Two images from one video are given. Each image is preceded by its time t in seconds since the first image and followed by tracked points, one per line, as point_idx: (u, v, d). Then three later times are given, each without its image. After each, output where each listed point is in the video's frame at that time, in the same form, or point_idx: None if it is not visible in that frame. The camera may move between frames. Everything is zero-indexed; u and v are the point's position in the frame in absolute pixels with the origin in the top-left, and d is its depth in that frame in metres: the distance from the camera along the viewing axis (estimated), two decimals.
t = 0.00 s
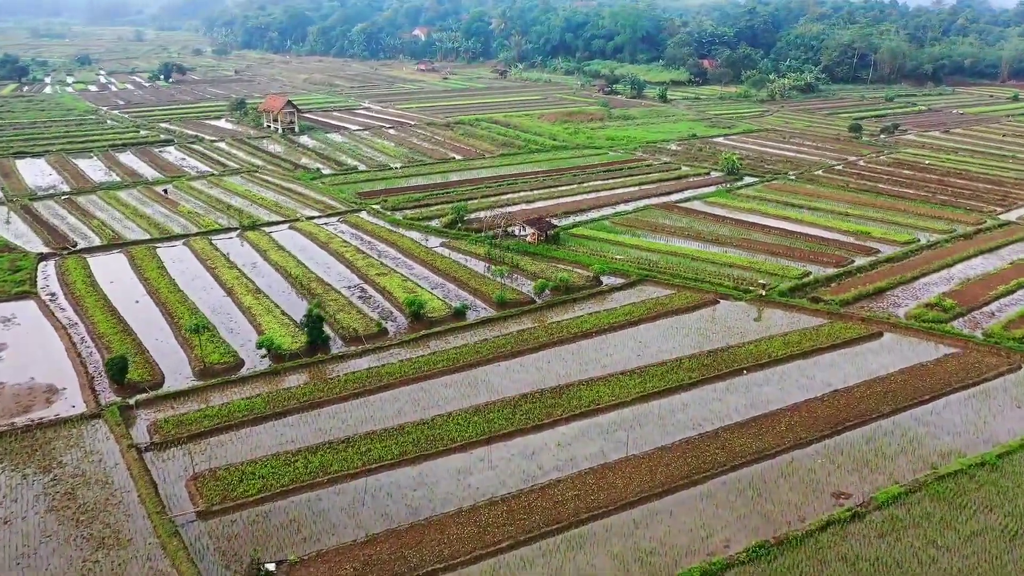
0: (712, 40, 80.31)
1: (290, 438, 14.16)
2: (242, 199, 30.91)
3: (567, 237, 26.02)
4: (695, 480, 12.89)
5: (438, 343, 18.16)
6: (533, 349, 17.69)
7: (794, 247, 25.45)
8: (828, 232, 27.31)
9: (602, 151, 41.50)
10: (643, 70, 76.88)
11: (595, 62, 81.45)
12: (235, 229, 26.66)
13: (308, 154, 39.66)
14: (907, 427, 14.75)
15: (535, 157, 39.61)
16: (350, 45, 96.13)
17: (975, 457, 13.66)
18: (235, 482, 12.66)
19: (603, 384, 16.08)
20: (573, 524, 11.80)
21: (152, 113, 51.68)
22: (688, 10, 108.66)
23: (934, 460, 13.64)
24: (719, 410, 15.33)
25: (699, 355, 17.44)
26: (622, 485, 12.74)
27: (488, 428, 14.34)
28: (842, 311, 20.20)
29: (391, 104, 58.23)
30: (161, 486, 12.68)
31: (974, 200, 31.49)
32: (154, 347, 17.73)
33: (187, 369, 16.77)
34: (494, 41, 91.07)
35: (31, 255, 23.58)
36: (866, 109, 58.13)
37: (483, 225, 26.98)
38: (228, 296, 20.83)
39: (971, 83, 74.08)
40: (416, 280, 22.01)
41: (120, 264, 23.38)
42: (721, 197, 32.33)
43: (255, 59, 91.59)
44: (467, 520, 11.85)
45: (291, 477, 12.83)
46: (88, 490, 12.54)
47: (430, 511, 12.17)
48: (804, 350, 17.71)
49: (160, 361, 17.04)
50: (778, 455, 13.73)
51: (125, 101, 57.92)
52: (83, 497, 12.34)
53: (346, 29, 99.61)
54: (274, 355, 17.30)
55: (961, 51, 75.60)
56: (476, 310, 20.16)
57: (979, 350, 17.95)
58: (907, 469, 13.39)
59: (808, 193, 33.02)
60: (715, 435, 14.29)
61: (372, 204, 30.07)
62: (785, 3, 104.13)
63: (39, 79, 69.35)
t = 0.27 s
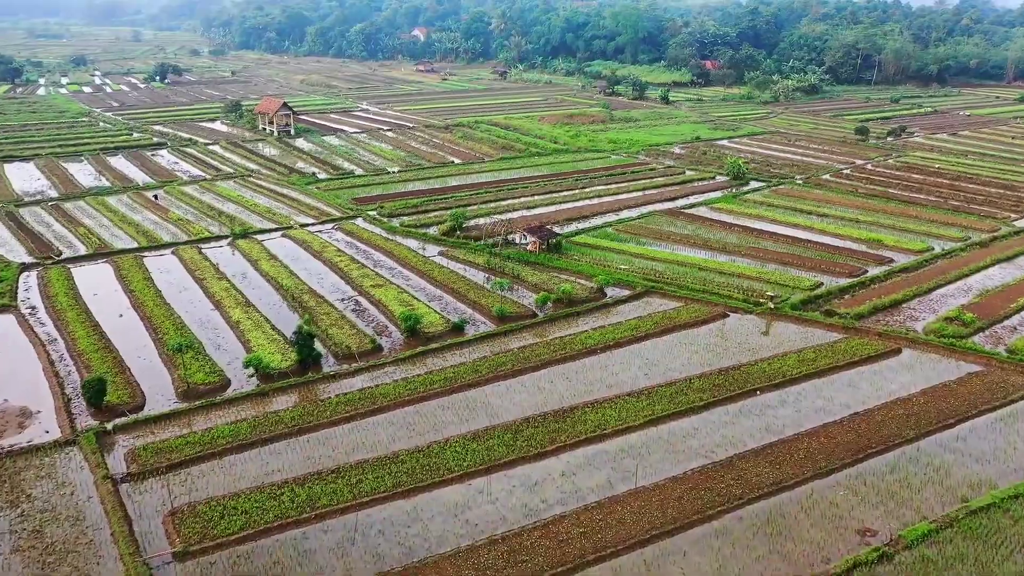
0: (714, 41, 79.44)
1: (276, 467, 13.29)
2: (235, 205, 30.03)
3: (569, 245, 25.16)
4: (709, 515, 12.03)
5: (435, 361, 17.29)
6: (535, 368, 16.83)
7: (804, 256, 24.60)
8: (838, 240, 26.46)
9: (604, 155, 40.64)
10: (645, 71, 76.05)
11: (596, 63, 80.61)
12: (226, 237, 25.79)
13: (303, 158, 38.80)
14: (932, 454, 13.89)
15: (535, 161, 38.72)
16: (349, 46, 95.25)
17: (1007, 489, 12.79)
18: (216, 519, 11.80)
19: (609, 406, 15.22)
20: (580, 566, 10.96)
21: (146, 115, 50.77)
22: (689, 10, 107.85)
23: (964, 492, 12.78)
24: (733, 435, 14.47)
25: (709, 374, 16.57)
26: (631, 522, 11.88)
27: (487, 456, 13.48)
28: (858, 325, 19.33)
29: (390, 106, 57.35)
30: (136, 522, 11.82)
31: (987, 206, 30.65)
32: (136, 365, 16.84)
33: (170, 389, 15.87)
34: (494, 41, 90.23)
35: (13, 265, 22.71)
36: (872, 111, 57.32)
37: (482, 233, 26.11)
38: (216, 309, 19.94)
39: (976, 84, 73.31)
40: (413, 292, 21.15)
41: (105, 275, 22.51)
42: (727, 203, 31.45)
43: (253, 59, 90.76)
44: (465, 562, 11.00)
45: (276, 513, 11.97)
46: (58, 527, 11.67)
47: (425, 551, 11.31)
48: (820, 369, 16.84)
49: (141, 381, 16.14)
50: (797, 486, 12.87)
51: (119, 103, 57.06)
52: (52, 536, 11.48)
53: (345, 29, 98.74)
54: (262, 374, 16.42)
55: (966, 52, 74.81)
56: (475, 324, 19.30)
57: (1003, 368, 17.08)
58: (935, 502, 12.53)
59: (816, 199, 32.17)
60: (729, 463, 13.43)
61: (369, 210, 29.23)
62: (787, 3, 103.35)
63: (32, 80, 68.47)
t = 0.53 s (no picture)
0: (716, 41, 78.57)
1: (261, 501, 12.42)
2: (226, 211, 29.13)
3: (571, 254, 24.32)
4: (726, 556, 11.18)
5: (432, 381, 16.42)
6: (537, 389, 15.95)
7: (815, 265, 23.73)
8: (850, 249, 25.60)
9: (606, 158, 39.79)
10: (646, 72, 75.21)
11: (597, 64, 79.73)
12: (216, 246, 24.91)
13: (299, 161, 37.92)
14: (961, 485, 13.03)
15: (535, 165, 37.85)
16: (347, 46, 94.39)
17: None
18: (193, 562, 10.93)
19: (615, 431, 14.36)
20: None
21: (139, 117, 49.84)
22: (691, 10, 106.98)
23: (998, 528, 11.92)
24: (748, 463, 13.60)
25: (720, 396, 15.70)
26: (642, 564, 11.03)
27: (487, 489, 12.62)
28: (875, 341, 18.46)
29: (388, 108, 56.46)
30: (107, 565, 10.95)
31: (1001, 212, 29.80)
32: (116, 386, 15.94)
33: (150, 412, 14.97)
34: (494, 42, 89.37)
35: None
36: (877, 113, 56.48)
37: (482, 242, 25.26)
38: (202, 324, 19.05)
39: (981, 85, 72.51)
40: (409, 305, 20.28)
41: (89, 286, 21.62)
42: (733, 209, 30.59)
43: (250, 60, 89.90)
44: None
45: (258, 555, 11.11)
46: (22, 571, 10.81)
47: None
48: (838, 390, 15.97)
49: (120, 403, 15.24)
50: (820, 521, 12.01)
51: (113, 104, 56.18)
52: None
53: (343, 29, 97.87)
54: (249, 396, 15.53)
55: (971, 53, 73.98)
56: (474, 339, 18.42)
57: None
58: (968, 540, 11.66)
59: (825, 204, 31.30)
60: (745, 496, 12.56)
61: (365, 217, 28.37)
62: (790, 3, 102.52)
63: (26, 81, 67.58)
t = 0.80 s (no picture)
0: (719, 42, 77.70)
1: (243, 539, 11.55)
2: (217, 218, 28.26)
3: (574, 264, 23.47)
4: None
5: (428, 402, 15.56)
6: (539, 411, 15.09)
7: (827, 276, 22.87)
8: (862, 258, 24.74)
9: (608, 162, 38.93)
10: (648, 73, 74.37)
11: (598, 65, 78.86)
12: (206, 255, 24.03)
13: (294, 165, 37.05)
14: (994, 520, 12.16)
15: (536, 169, 36.99)
16: (345, 46, 93.52)
17: None
18: None
19: (623, 459, 13.49)
20: None
21: (132, 119, 48.97)
22: (693, 10, 106.14)
23: None
24: (765, 495, 12.73)
25: (734, 419, 14.83)
26: None
27: (486, 526, 11.75)
28: (894, 358, 17.59)
29: (386, 109, 55.58)
30: None
31: (1016, 219, 28.95)
32: (93, 408, 15.07)
33: (128, 438, 14.11)
34: (493, 42, 88.49)
35: None
36: (883, 115, 55.66)
37: (481, 251, 24.41)
38: (188, 340, 18.18)
39: (987, 86, 71.71)
40: (405, 319, 19.42)
41: (72, 298, 20.76)
42: (740, 215, 29.74)
43: (247, 60, 89.02)
44: None
45: None
46: None
47: None
48: (858, 413, 15.10)
49: (97, 428, 14.38)
50: (844, 563, 11.16)
51: (107, 106, 55.28)
52: None
53: (341, 29, 96.99)
54: (234, 420, 14.66)
55: (977, 53, 73.15)
56: (473, 356, 17.56)
57: None
58: None
59: (834, 210, 30.46)
60: (764, 533, 11.69)
61: (360, 224, 27.51)
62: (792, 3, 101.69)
63: (19, 82, 66.66)
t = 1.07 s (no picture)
0: (721, 42, 76.87)
1: None
2: (208, 225, 27.35)
3: (576, 274, 22.60)
4: None
5: (424, 427, 14.67)
6: (542, 438, 14.21)
7: (840, 287, 21.96)
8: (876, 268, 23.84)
9: (611, 166, 38.05)
10: (649, 73, 73.53)
11: (598, 66, 78.01)
12: (195, 266, 23.13)
13: (289, 169, 36.15)
14: None
15: (537, 173, 36.11)
16: (344, 47, 92.62)
17: None
18: None
19: (632, 492, 12.62)
20: None
21: (125, 121, 48.04)
22: (694, 10, 105.30)
23: None
24: (784, 532, 11.86)
25: (749, 446, 13.93)
26: None
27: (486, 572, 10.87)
28: (915, 377, 16.68)
29: (384, 111, 54.69)
30: None
31: None
32: (68, 434, 14.18)
33: (103, 468, 13.22)
34: (493, 43, 87.64)
35: None
36: (889, 117, 54.84)
37: (481, 260, 23.54)
38: (172, 358, 17.28)
39: (993, 87, 70.91)
40: (401, 336, 18.53)
41: (52, 311, 19.85)
42: (747, 222, 28.86)
43: (245, 61, 88.09)
44: None
45: None
46: None
47: None
48: (881, 440, 14.22)
49: (70, 457, 13.49)
50: None
51: (100, 108, 54.34)
52: None
53: (339, 30, 96.12)
54: (216, 448, 13.77)
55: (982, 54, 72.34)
56: (472, 376, 16.66)
57: None
58: None
59: (844, 216, 29.60)
60: None
61: (355, 232, 26.63)
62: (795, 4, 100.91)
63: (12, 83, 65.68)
